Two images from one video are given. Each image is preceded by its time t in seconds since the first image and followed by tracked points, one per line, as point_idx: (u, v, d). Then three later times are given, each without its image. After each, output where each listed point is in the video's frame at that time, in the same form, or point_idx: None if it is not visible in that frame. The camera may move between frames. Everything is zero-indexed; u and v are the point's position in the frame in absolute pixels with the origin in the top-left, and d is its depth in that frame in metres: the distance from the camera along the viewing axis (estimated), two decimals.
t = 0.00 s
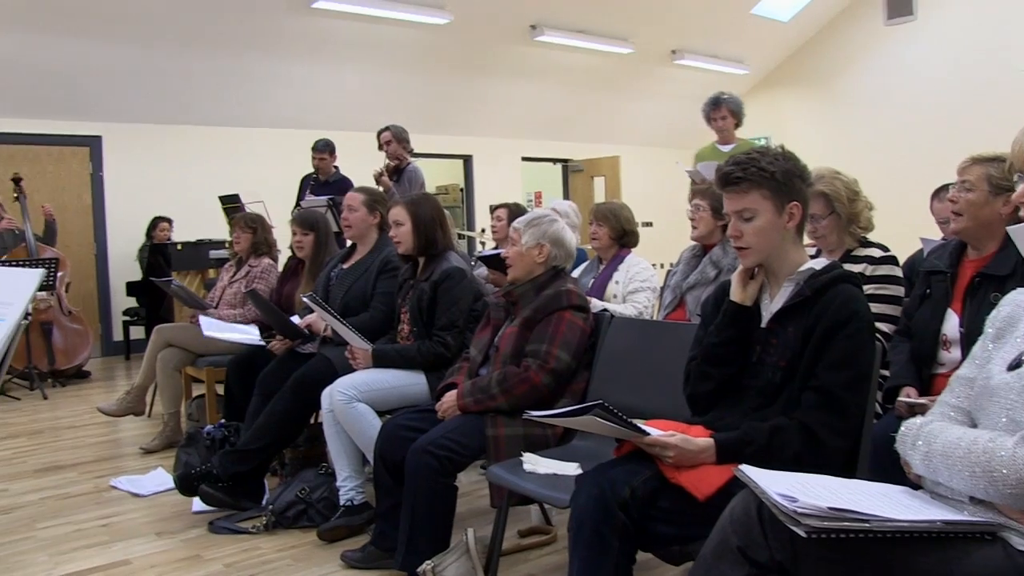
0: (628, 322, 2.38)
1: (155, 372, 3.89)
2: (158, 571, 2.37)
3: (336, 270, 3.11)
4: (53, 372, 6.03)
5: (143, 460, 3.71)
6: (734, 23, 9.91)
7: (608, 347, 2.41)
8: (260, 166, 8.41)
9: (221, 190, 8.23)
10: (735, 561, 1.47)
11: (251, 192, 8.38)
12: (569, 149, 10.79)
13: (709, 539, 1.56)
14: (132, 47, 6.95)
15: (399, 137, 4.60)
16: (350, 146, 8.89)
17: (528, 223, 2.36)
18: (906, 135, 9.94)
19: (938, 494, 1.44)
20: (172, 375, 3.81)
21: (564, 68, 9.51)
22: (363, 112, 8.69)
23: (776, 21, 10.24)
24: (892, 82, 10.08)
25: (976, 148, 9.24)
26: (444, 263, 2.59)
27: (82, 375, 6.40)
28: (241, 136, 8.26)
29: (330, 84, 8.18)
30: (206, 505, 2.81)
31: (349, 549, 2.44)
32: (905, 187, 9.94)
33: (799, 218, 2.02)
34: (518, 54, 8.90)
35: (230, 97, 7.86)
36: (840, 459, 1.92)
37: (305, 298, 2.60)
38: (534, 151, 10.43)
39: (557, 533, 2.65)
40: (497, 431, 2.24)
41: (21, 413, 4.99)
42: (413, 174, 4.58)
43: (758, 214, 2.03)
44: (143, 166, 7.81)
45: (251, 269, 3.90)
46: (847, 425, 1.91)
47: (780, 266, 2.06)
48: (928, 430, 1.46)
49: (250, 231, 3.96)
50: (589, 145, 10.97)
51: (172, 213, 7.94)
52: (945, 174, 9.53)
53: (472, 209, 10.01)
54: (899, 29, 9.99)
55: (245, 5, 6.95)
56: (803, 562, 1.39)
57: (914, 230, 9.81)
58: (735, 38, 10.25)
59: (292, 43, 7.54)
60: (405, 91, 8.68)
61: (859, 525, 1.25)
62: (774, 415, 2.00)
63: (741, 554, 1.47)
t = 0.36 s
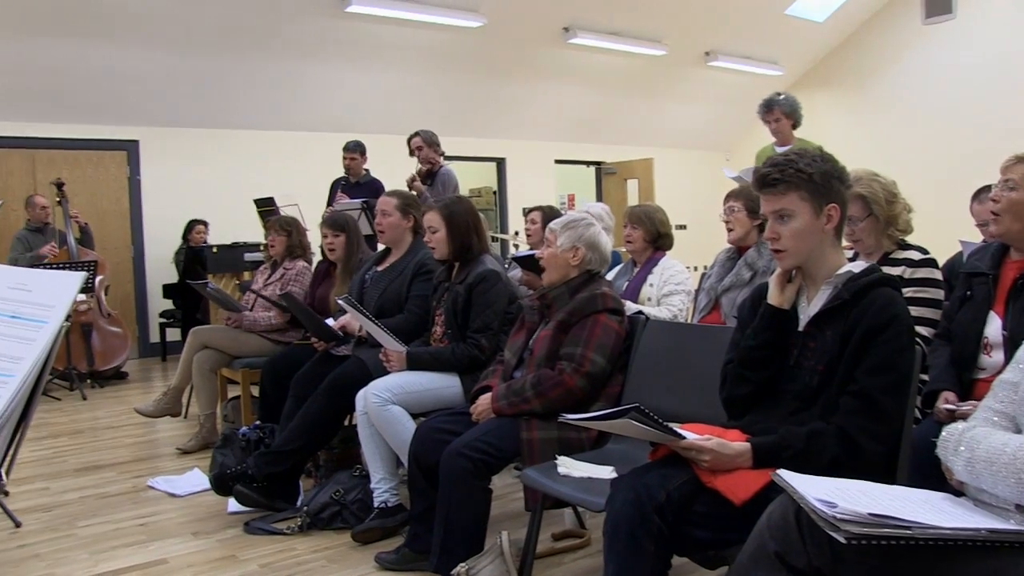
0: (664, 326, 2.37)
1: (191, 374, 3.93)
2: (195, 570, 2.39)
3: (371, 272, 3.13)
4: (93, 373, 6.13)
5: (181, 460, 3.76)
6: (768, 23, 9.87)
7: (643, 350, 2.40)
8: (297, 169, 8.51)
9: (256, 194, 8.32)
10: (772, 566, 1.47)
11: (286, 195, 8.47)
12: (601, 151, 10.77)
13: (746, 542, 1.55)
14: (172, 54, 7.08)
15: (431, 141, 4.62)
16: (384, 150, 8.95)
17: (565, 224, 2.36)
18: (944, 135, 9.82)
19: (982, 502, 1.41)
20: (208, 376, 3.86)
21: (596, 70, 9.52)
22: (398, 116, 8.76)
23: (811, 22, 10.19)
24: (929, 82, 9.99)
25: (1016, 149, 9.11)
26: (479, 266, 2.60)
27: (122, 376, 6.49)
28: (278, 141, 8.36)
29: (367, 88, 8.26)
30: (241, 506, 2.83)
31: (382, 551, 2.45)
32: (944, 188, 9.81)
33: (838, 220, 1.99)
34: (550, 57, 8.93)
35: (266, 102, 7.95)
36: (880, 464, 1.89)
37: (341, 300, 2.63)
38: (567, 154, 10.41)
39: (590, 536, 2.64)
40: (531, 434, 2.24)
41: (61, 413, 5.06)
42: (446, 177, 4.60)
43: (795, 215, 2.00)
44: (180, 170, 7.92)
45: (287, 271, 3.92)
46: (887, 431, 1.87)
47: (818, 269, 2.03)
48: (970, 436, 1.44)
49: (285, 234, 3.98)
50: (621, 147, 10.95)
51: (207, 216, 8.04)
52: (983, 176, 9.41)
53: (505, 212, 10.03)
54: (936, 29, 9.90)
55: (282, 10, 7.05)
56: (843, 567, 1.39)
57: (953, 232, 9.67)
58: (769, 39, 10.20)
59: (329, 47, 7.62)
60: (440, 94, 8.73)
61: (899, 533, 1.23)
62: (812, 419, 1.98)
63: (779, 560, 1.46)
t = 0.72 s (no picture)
0: (708, 326, 2.36)
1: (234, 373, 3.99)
2: (240, 568, 2.43)
3: (412, 272, 3.15)
4: (138, 372, 6.23)
5: (223, 459, 3.83)
6: (810, 20, 9.79)
7: (686, 351, 2.38)
8: (340, 170, 8.59)
9: (297, 195, 8.41)
10: (820, 568, 1.48)
11: (327, 196, 8.54)
12: (641, 151, 10.71)
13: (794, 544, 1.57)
14: (218, 57, 7.20)
15: (471, 141, 4.64)
16: (425, 151, 8.99)
17: (605, 224, 2.36)
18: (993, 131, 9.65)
19: None
20: (251, 376, 3.90)
21: (636, 69, 9.51)
22: (440, 116, 8.81)
23: (854, 18, 10.10)
24: (976, 77, 9.84)
25: None
26: (520, 267, 2.60)
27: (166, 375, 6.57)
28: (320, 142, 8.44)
29: (409, 88, 8.32)
30: (284, 505, 2.86)
31: (424, 551, 2.46)
32: (993, 185, 9.63)
33: (884, 219, 1.94)
34: (589, 56, 8.94)
35: (308, 105, 8.03)
36: (930, 466, 1.85)
37: (383, 299, 2.67)
38: (606, 154, 10.36)
39: (633, 537, 2.63)
40: (573, 435, 2.24)
41: (108, 412, 5.16)
42: (486, 177, 4.61)
43: (840, 215, 1.95)
44: (220, 172, 8.03)
45: (328, 272, 3.94)
46: (937, 432, 1.83)
47: (864, 269, 1.99)
48: None
49: (326, 235, 4.01)
50: (661, 146, 10.90)
51: (247, 217, 8.14)
52: None
53: (545, 211, 10.04)
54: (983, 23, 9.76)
55: (325, 11, 7.13)
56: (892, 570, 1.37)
57: (1003, 229, 9.48)
58: (810, 36, 10.12)
59: (374, 49, 7.71)
60: (481, 94, 8.77)
61: (951, 536, 1.22)
62: (859, 420, 1.95)
63: (827, 562, 1.46)
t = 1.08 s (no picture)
0: (754, 328, 2.33)
1: (278, 370, 4.08)
2: (282, 565, 2.48)
3: (455, 272, 3.16)
4: (183, 369, 6.31)
5: (265, 456, 3.93)
6: (856, 18, 9.68)
7: (732, 353, 2.36)
8: (385, 170, 8.65)
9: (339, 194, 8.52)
10: None
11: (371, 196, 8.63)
12: (682, 151, 10.66)
13: (843, 550, 1.54)
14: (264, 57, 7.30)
15: (514, 141, 4.65)
16: (465, 150, 9.03)
17: (653, 225, 2.37)
18: None
19: None
20: (294, 374, 4.00)
21: (678, 69, 9.47)
22: (483, 117, 8.88)
23: (902, 15, 9.97)
24: None
25: None
26: (563, 267, 2.59)
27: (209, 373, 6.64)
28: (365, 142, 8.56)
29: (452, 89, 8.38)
30: (326, 502, 2.90)
31: (465, 551, 2.47)
32: None
33: (937, 220, 1.88)
34: (631, 56, 8.91)
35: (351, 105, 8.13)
36: (984, 474, 1.78)
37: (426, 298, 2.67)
38: (648, 154, 10.32)
39: (675, 540, 2.63)
40: (617, 436, 2.25)
41: (154, 408, 5.25)
42: (528, 177, 4.62)
43: (892, 217, 1.89)
44: (262, 172, 8.12)
45: (371, 272, 3.93)
46: (990, 438, 1.76)
47: (914, 271, 1.93)
48: None
49: (369, 235, 4.04)
50: (703, 145, 10.84)
51: (288, 216, 8.22)
52: None
53: (586, 211, 10.04)
54: None
55: (369, 10, 7.19)
56: None
57: None
58: (856, 34, 10.00)
59: (414, 50, 7.80)
60: (522, 94, 8.81)
61: (1007, 546, 1.19)
62: (907, 425, 1.88)
63: (876, 569, 1.45)
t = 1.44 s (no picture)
0: (805, 331, 2.30)
1: (323, 370, 4.11)
2: (328, 562, 2.60)
3: (500, 273, 3.19)
4: (229, 367, 6.41)
5: (310, 454, 4.01)
6: (905, 16, 9.56)
7: (782, 357, 2.33)
8: (430, 170, 8.81)
9: (385, 195, 8.65)
10: None
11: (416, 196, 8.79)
12: (726, 151, 10.60)
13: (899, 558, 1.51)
14: (309, 58, 7.51)
15: (559, 142, 4.68)
16: (507, 150, 9.15)
17: (702, 225, 2.39)
18: None
19: None
20: (339, 373, 4.01)
21: (724, 69, 9.44)
22: (530, 117, 8.99)
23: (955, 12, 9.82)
24: None
25: None
26: (610, 268, 2.63)
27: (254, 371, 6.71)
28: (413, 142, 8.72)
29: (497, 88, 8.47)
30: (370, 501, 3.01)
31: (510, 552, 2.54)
32: None
33: (995, 220, 1.82)
34: (674, 56, 8.93)
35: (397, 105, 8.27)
36: None
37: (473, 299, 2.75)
38: (692, 154, 10.31)
39: (721, 544, 2.68)
40: (664, 439, 2.28)
41: (201, 406, 5.36)
42: (573, 177, 4.67)
43: (948, 215, 1.83)
44: (306, 172, 8.32)
45: (417, 272, 4.00)
46: None
47: (971, 273, 1.87)
48: None
49: (414, 235, 4.05)
50: (748, 145, 10.78)
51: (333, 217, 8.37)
52: None
53: (631, 212, 10.04)
54: None
55: (413, 11, 7.39)
56: None
57: None
58: (906, 32, 9.88)
59: (458, 52, 7.98)
60: (566, 94, 8.88)
61: None
62: (964, 432, 1.81)
63: None
